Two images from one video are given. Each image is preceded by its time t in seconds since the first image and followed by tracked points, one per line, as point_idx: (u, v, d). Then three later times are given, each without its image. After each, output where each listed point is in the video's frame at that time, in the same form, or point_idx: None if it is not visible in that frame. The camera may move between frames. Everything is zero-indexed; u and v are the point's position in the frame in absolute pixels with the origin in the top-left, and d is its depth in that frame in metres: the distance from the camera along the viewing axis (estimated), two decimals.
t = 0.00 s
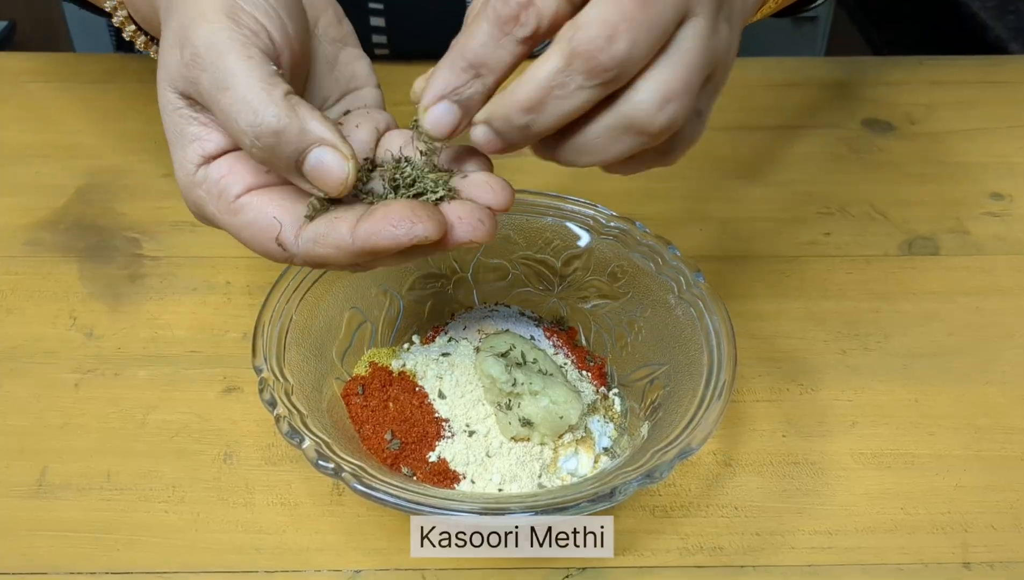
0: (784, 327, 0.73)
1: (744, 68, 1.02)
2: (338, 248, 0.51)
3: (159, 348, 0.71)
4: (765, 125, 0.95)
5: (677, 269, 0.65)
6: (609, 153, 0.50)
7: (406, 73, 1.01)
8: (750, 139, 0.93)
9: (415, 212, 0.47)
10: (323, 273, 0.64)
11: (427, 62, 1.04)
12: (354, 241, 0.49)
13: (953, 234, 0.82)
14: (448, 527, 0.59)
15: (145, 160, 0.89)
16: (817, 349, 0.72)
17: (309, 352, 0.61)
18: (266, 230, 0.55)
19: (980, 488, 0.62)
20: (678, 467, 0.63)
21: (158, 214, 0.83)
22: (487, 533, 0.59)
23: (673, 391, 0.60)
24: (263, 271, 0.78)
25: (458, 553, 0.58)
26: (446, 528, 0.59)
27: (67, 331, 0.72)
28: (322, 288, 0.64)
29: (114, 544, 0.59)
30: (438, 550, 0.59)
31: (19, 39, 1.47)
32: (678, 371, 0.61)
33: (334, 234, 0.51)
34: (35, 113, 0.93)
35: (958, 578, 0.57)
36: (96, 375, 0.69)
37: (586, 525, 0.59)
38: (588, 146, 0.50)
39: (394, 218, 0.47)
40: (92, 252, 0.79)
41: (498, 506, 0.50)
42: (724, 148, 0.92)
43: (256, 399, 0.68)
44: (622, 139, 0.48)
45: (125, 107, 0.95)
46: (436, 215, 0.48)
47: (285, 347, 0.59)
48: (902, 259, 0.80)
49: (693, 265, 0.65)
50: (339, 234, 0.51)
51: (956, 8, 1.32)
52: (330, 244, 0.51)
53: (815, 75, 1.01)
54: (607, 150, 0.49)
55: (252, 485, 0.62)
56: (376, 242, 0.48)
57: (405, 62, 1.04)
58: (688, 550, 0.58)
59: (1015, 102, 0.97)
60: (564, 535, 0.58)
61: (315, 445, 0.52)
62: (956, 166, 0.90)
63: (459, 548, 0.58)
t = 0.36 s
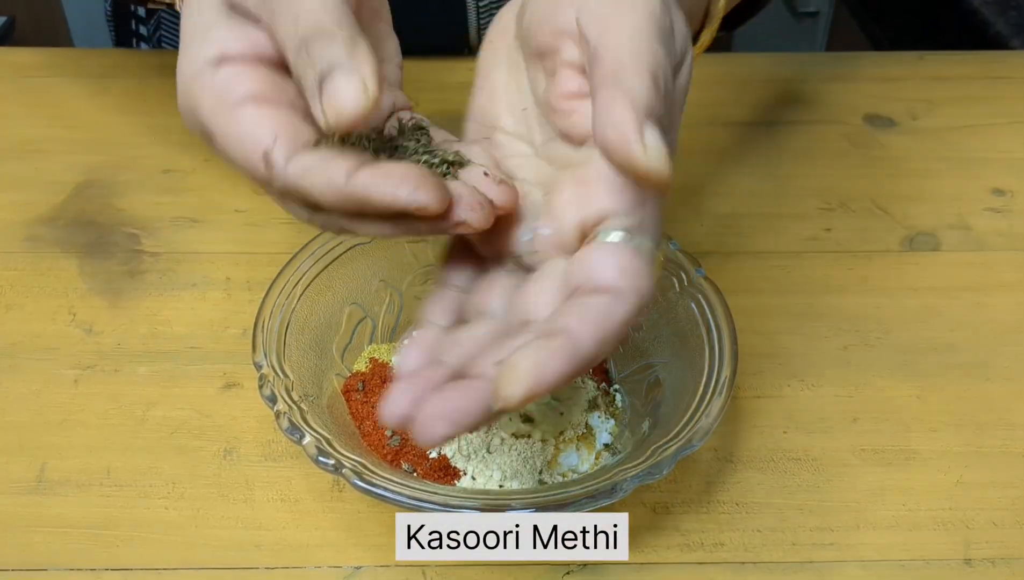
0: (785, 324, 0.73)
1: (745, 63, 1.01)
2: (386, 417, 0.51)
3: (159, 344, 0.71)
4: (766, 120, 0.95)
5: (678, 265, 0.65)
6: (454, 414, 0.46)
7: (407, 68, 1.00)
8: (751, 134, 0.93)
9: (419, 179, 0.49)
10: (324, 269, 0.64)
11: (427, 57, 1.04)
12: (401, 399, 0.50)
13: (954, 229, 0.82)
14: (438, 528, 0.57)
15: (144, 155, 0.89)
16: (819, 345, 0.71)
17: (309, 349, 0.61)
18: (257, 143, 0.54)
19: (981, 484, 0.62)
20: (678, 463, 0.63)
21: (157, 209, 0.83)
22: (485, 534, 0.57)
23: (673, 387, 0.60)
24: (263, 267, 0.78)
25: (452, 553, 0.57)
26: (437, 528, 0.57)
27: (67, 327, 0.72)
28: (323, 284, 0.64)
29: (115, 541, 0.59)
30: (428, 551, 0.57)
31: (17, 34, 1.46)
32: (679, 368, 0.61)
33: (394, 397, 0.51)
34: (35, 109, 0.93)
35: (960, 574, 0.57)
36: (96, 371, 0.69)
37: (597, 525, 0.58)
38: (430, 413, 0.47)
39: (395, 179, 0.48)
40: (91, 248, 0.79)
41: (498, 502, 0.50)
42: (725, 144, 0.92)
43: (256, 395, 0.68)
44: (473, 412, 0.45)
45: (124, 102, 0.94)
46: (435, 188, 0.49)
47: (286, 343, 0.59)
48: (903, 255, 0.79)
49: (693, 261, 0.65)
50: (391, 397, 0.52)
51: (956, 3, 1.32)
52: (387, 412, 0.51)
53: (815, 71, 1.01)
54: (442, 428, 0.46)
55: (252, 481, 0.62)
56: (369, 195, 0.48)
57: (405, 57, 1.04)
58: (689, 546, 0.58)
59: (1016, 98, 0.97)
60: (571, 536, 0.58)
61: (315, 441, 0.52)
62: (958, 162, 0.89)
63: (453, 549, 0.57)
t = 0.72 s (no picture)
0: (782, 320, 0.73)
1: (744, 59, 1.01)
2: (316, 205, 0.41)
3: (157, 340, 0.71)
4: (764, 117, 0.95)
5: (674, 259, 0.65)
6: (409, 207, 0.39)
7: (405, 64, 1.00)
8: (748, 130, 0.93)
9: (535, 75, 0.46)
10: (321, 265, 0.64)
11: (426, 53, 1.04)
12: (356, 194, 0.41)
13: (952, 225, 0.82)
14: (438, 528, 0.57)
15: (142, 152, 0.89)
16: (816, 341, 0.71)
17: (306, 345, 0.61)
18: None
19: (977, 480, 0.62)
20: (675, 460, 0.63)
21: (155, 206, 0.83)
22: (485, 534, 0.57)
23: (670, 383, 0.60)
24: (261, 263, 0.78)
25: (452, 553, 0.57)
26: (437, 528, 0.57)
27: (64, 324, 0.72)
28: (319, 281, 0.64)
29: (112, 537, 0.59)
30: (428, 551, 0.58)
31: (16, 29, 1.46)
32: (675, 364, 0.61)
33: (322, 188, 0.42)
34: (32, 105, 0.93)
35: (955, 570, 0.57)
36: (93, 368, 0.69)
37: (597, 525, 0.58)
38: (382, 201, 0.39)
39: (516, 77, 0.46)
40: (89, 245, 0.79)
41: (494, 499, 0.50)
42: (723, 140, 0.92)
43: (254, 391, 0.68)
44: (440, 223, 0.40)
45: (121, 99, 0.94)
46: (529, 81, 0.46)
47: (282, 340, 0.59)
48: (900, 251, 0.79)
49: (690, 256, 0.65)
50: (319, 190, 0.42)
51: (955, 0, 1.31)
52: (323, 197, 0.41)
53: (814, 66, 1.01)
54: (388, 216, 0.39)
55: (249, 477, 0.62)
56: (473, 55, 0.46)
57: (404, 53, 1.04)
58: (685, 542, 0.58)
59: (1014, 94, 0.97)
60: (570, 536, 0.58)
61: (312, 437, 0.52)
62: (955, 158, 0.89)
63: (453, 549, 0.57)
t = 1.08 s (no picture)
0: (780, 312, 0.73)
1: (743, 52, 1.01)
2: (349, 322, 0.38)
3: (152, 332, 0.71)
4: (762, 109, 0.94)
5: (670, 251, 0.65)
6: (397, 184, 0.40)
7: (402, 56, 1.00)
8: (746, 122, 0.92)
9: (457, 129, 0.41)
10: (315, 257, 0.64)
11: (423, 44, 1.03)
12: (454, 357, 0.39)
13: (951, 218, 0.82)
14: (438, 528, 0.58)
15: (137, 144, 0.88)
16: (813, 334, 0.71)
17: (301, 338, 0.61)
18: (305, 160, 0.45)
19: (974, 472, 0.62)
20: (671, 452, 0.63)
21: (150, 198, 0.82)
22: (485, 534, 0.58)
23: (665, 376, 0.60)
24: (257, 256, 0.77)
25: (452, 554, 0.57)
26: (437, 528, 0.58)
27: (59, 316, 0.72)
28: (314, 273, 0.63)
29: (107, 529, 0.59)
30: (428, 551, 0.57)
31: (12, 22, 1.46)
32: (671, 356, 0.61)
33: (350, 273, 0.39)
34: (27, 97, 0.92)
35: (952, 561, 0.57)
36: (88, 360, 0.69)
37: (597, 525, 0.58)
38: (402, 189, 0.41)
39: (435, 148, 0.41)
40: (84, 237, 0.79)
41: (489, 491, 0.50)
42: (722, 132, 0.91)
43: (249, 383, 0.68)
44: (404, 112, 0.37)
45: (116, 91, 0.94)
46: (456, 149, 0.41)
47: (277, 332, 0.59)
48: (898, 243, 0.79)
49: (687, 248, 0.65)
50: (348, 275, 0.39)
51: None
52: (364, 289, 0.38)
53: (812, 58, 1.00)
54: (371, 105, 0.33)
55: (244, 469, 0.62)
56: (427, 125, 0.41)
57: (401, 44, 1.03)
58: (681, 534, 0.58)
59: (1014, 86, 0.96)
60: (571, 536, 0.58)
61: (306, 430, 0.52)
62: (954, 150, 0.89)
63: (453, 549, 0.57)
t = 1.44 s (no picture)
0: (779, 305, 0.73)
1: (743, 46, 1.01)
2: (470, 289, 0.45)
3: (153, 325, 0.71)
4: (762, 103, 0.94)
5: (670, 244, 0.65)
6: None
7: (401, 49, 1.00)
8: (746, 116, 0.92)
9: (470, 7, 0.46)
10: (315, 249, 0.64)
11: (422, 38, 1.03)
12: (572, 295, 0.47)
13: (950, 211, 0.82)
14: (438, 528, 0.57)
15: (136, 137, 0.88)
16: (812, 326, 0.71)
17: (301, 330, 0.61)
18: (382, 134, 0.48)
19: (972, 464, 0.63)
20: (670, 445, 0.63)
21: (150, 191, 0.82)
22: (485, 534, 0.57)
23: (665, 368, 0.60)
24: (257, 249, 0.78)
25: (452, 554, 0.57)
26: (437, 528, 0.58)
27: (60, 308, 0.72)
28: (314, 265, 0.64)
29: (108, 520, 0.59)
30: (428, 551, 0.57)
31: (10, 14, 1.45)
32: (670, 348, 0.61)
33: (461, 237, 0.46)
34: (26, 90, 0.92)
35: (950, 553, 0.57)
36: (89, 353, 0.69)
37: (597, 525, 0.58)
38: None
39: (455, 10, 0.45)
40: (84, 229, 0.79)
41: (489, 482, 0.51)
42: (721, 126, 0.91)
43: (249, 376, 0.68)
44: None
45: (115, 84, 0.94)
46: None
47: (277, 324, 0.59)
48: (897, 237, 0.79)
49: (687, 241, 0.65)
50: (459, 241, 0.46)
51: None
52: (475, 248, 0.45)
53: (812, 51, 1.00)
54: None
55: (245, 461, 0.62)
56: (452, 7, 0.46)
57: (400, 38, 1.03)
58: (680, 526, 0.59)
59: (1014, 79, 0.96)
60: (571, 536, 0.57)
61: (306, 421, 0.52)
62: (954, 144, 0.89)
63: (453, 549, 0.57)
